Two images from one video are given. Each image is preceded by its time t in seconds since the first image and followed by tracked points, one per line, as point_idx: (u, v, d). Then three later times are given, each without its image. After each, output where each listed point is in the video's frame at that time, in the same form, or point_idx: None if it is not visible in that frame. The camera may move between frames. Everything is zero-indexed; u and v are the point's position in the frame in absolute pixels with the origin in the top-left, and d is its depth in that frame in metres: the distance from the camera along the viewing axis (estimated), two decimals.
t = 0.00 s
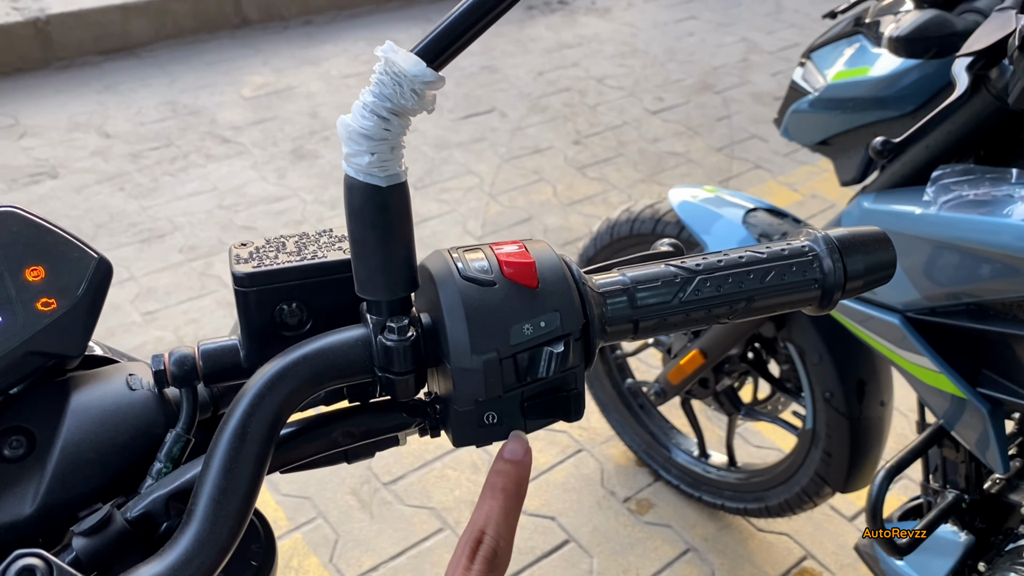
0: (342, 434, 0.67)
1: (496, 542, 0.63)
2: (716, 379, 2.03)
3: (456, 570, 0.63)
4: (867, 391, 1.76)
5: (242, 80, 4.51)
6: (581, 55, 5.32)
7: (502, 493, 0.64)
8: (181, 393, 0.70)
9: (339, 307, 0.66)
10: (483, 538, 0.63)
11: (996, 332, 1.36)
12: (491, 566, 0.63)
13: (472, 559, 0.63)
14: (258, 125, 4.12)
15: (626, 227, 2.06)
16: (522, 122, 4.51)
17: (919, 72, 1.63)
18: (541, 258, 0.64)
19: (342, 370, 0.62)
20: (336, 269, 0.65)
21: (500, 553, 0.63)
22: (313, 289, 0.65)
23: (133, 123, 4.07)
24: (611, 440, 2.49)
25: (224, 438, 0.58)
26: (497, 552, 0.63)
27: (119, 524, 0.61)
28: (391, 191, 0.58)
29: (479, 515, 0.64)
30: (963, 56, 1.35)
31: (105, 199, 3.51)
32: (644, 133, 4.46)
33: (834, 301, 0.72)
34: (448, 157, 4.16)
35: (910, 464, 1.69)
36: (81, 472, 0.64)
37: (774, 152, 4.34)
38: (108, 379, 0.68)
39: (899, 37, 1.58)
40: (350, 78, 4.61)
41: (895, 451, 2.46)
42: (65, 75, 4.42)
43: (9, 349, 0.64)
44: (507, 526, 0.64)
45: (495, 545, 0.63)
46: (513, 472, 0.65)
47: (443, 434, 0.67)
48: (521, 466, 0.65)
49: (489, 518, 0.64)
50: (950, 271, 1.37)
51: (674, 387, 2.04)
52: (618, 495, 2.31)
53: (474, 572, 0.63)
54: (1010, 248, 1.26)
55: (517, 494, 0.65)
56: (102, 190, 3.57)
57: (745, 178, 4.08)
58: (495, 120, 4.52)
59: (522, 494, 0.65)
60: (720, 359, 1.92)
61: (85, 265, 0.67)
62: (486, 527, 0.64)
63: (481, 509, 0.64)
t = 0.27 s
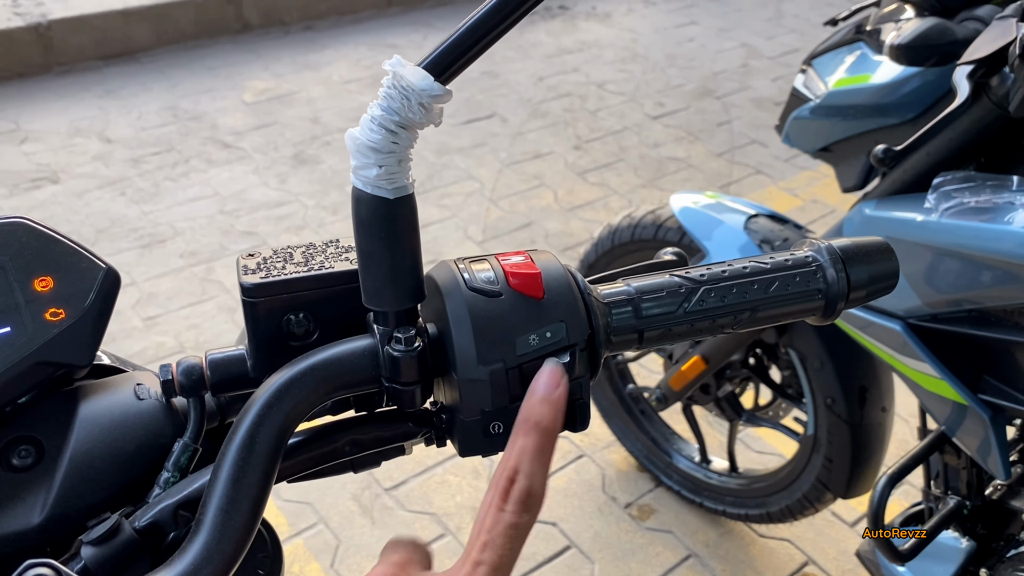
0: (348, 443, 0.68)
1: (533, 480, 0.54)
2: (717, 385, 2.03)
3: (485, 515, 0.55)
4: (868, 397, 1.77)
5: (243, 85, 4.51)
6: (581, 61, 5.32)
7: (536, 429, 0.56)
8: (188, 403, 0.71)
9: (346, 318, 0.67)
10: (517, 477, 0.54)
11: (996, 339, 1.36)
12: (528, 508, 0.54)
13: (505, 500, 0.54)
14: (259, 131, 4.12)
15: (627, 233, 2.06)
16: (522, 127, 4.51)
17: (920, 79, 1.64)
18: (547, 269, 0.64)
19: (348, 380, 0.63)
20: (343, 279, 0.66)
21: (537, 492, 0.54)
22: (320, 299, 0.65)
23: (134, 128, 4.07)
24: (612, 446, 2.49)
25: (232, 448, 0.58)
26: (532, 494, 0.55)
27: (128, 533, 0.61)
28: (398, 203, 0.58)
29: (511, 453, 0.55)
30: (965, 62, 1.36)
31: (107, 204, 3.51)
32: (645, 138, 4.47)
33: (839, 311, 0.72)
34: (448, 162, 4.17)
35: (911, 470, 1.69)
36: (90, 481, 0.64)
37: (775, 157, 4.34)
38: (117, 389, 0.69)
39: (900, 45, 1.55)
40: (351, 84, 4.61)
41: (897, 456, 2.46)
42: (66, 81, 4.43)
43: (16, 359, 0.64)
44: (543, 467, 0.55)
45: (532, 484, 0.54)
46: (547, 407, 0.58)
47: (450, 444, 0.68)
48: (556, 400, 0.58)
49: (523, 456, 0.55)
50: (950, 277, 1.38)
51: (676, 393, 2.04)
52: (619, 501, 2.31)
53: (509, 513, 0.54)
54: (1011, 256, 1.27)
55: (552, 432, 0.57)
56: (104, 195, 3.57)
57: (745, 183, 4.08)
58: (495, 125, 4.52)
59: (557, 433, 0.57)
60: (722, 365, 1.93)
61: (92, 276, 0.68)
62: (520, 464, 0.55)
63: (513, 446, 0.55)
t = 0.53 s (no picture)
0: (361, 449, 0.69)
1: (536, 501, 0.62)
2: (718, 390, 2.04)
3: (493, 529, 0.63)
4: (869, 402, 1.78)
5: (246, 90, 4.53)
6: (583, 66, 5.33)
7: (538, 453, 0.62)
8: (202, 409, 0.72)
9: (358, 325, 0.68)
10: (521, 498, 0.62)
11: (997, 345, 1.37)
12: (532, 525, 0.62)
13: (511, 518, 0.62)
14: (261, 136, 4.13)
15: (629, 238, 2.07)
16: (524, 132, 4.53)
17: (921, 87, 1.66)
18: (555, 277, 0.66)
19: (361, 386, 0.64)
20: (357, 286, 0.67)
21: (540, 512, 0.62)
22: (333, 307, 0.67)
23: (137, 133, 4.09)
24: (613, 450, 2.50)
25: (248, 452, 0.60)
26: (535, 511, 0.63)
27: (145, 537, 0.62)
28: (412, 213, 0.60)
29: (516, 476, 0.62)
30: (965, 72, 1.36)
31: (110, 209, 3.53)
32: (646, 144, 4.48)
33: (841, 318, 0.73)
34: (450, 167, 4.18)
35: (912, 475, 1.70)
36: (107, 486, 0.66)
37: (775, 162, 4.36)
38: (132, 396, 0.70)
39: (900, 53, 1.57)
40: (353, 89, 4.63)
41: (897, 461, 2.47)
42: (70, 86, 4.45)
43: (35, 366, 0.65)
44: (545, 486, 0.63)
45: (534, 504, 0.62)
46: (549, 430, 0.63)
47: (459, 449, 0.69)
48: (557, 423, 0.63)
49: (526, 479, 0.62)
50: (951, 284, 1.39)
51: (677, 398, 2.05)
52: (620, 506, 2.32)
53: (515, 530, 0.62)
54: (1012, 262, 1.28)
55: (552, 451, 0.63)
56: (107, 200, 3.59)
57: (746, 189, 4.10)
58: (497, 131, 4.53)
59: (558, 452, 0.63)
60: (723, 370, 1.94)
61: (109, 284, 0.69)
62: (524, 487, 0.62)
63: (518, 471, 0.62)
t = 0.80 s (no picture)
0: (387, 453, 0.70)
1: (559, 430, 0.51)
2: (724, 395, 2.05)
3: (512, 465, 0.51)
4: (875, 407, 1.78)
5: (250, 95, 4.53)
6: (585, 71, 5.34)
7: (560, 378, 0.53)
8: (228, 413, 0.73)
9: (383, 331, 0.69)
10: (541, 427, 0.51)
11: (1004, 350, 1.38)
12: (557, 458, 0.51)
13: (531, 450, 0.51)
14: (265, 141, 4.14)
15: (635, 243, 2.07)
16: (527, 137, 4.53)
17: (926, 94, 1.67)
18: (580, 284, 0.67)
19: (387, 391, 0.65)
20: (383, 293, 0.68)
21: (566, 443, 0.51)
22: (359, 313, 0.67)
23: (141, 138, 4.10)
24: (618, 455, 2.50)
25: (278, 456, 0.60)
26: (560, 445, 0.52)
27: (174, 540, 0.63)
28: (440, 221, 0.60)
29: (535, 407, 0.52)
30: (973, 78, 1.37)
31: (114, 214, 3.53)
32: (649, 149, 4.49)
33: (860, 325, 0.74)
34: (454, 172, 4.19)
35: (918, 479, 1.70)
36: (137, 489, 0.68)
37: (778, 167, 4.37)
38: (160, 400, 0.72)
39: (909, 61, 1.57)
40: (356, 94, 4.64)
41: (902, 466, 2.47)
42: (74, 91, 4.46)
43: (64, 371, 0.66)
44: (568, 417, 0.52)
45: (558, 435, 0.51)
46: (570, 356, 0.54)
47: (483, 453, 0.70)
48: (581, 352, 0.54)
49: (547, 408, 0.52)
50: (957, 289, 1.40)
51: (683, 402, 2.06)
52: (625, 510, 2.33)
53: (537, 463, 0.50)
54: (1017, 267, 1.28)
55: (578, 380, 0.53)
56: (112, 204, 3.59)
57: (749, 194, 4.11)
58: (500, 136, 4.54)
59: (582, 383, 0.54)
60: (729, 375, 1.95)
61: (138, 291, 0.70)
62: (545, 417, 0.52)
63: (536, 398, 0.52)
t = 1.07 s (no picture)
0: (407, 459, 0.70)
1: (474, 337, 0.50)
2: (728, 399, 2.05)
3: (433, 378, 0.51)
4: (880, 412, 1.78)
5: (253, 99, 4.54)
6: (588, 75, 5.35)
7: (472, 277, 0.50)
8: (248, 419, 0.74)
9: (404, 338, 0.69)
10: (456, 335, 0.50)
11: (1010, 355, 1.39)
12: (474, 366, 0.50)
13: (448, 361, 0.50)
14: (269, 145, 4.14)
15: (640, 248, 2.07)
16: (530, 141, 4.54)
17: (932, 100, 1.68)
18: (598, 291, 0.67)
19: (410, 397, 0.65)
20: (404, 299, 0.68)
21: (479, 348, 0.50)
22: (379, 319, 0.68)
23: (145, 142, 4.11)
24: (623, 459, 2.51)
25: (301, 462, 0.61)
26: (481, 350, 0.50)
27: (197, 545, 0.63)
28: (461, 228, 0.61)
29: (450, 313, 0.51)
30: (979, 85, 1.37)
31: (119, 217, 3.54)
32: (651, 153, 4.50)
33: (874, 331, 0.75)
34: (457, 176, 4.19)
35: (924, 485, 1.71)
36: (160, 494, 0.68)
37: (780, 172, 4.38)
38: (182, 405, 0.73)
39: (916, 67, 1.57)
40: (360, 98, 4.64)
41: (906, 471, 2.47)
42: (78, 94, 4.47)
43: (88, 377, 0.67)
44: (482, 316, 0.50)
45: (474, 338, 0.50)
46: (478, 253, 0.50)
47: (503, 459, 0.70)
48: (490, 245, 0.50)
49: (461, 313, 0.50)
50: (963, 295, 1.40)
51: (688, 407, 2.06)
52: (630, 515, 2.33)
53: (454, 373, 0.50)
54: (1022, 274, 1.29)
55: (492, 277, 0.51)
56: (116, 208, 3.60)
57: (752, 199, 4.11)
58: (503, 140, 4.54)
59: (496, 276, 0.51)
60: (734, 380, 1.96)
61: (159, 297, 0.71)
62: (461, 323, 0.50)
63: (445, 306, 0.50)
